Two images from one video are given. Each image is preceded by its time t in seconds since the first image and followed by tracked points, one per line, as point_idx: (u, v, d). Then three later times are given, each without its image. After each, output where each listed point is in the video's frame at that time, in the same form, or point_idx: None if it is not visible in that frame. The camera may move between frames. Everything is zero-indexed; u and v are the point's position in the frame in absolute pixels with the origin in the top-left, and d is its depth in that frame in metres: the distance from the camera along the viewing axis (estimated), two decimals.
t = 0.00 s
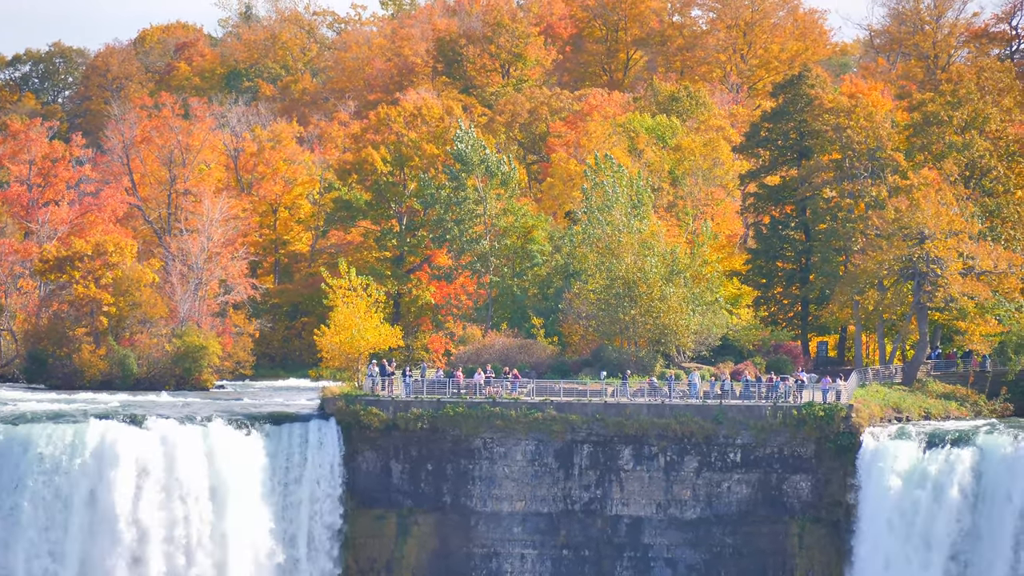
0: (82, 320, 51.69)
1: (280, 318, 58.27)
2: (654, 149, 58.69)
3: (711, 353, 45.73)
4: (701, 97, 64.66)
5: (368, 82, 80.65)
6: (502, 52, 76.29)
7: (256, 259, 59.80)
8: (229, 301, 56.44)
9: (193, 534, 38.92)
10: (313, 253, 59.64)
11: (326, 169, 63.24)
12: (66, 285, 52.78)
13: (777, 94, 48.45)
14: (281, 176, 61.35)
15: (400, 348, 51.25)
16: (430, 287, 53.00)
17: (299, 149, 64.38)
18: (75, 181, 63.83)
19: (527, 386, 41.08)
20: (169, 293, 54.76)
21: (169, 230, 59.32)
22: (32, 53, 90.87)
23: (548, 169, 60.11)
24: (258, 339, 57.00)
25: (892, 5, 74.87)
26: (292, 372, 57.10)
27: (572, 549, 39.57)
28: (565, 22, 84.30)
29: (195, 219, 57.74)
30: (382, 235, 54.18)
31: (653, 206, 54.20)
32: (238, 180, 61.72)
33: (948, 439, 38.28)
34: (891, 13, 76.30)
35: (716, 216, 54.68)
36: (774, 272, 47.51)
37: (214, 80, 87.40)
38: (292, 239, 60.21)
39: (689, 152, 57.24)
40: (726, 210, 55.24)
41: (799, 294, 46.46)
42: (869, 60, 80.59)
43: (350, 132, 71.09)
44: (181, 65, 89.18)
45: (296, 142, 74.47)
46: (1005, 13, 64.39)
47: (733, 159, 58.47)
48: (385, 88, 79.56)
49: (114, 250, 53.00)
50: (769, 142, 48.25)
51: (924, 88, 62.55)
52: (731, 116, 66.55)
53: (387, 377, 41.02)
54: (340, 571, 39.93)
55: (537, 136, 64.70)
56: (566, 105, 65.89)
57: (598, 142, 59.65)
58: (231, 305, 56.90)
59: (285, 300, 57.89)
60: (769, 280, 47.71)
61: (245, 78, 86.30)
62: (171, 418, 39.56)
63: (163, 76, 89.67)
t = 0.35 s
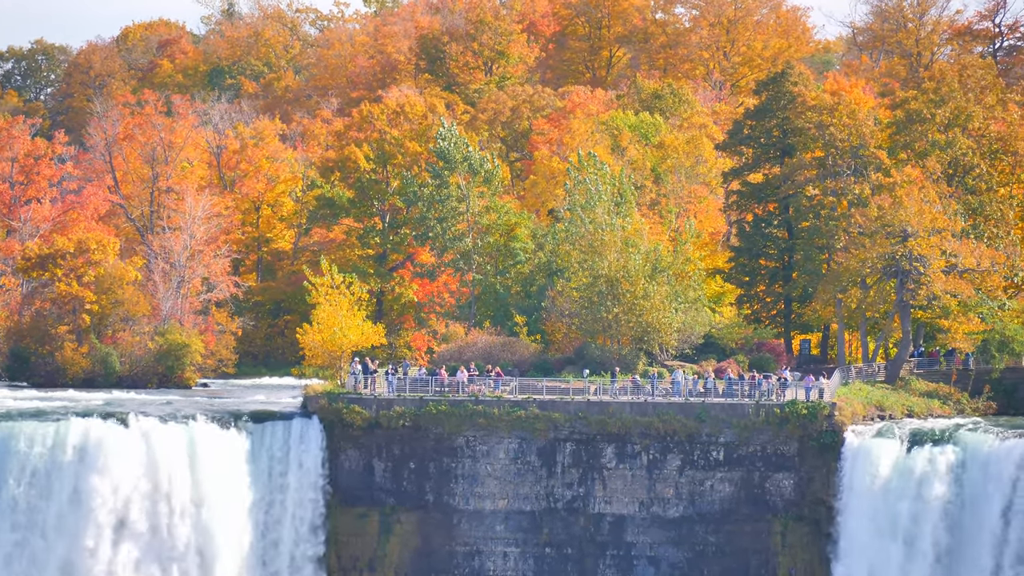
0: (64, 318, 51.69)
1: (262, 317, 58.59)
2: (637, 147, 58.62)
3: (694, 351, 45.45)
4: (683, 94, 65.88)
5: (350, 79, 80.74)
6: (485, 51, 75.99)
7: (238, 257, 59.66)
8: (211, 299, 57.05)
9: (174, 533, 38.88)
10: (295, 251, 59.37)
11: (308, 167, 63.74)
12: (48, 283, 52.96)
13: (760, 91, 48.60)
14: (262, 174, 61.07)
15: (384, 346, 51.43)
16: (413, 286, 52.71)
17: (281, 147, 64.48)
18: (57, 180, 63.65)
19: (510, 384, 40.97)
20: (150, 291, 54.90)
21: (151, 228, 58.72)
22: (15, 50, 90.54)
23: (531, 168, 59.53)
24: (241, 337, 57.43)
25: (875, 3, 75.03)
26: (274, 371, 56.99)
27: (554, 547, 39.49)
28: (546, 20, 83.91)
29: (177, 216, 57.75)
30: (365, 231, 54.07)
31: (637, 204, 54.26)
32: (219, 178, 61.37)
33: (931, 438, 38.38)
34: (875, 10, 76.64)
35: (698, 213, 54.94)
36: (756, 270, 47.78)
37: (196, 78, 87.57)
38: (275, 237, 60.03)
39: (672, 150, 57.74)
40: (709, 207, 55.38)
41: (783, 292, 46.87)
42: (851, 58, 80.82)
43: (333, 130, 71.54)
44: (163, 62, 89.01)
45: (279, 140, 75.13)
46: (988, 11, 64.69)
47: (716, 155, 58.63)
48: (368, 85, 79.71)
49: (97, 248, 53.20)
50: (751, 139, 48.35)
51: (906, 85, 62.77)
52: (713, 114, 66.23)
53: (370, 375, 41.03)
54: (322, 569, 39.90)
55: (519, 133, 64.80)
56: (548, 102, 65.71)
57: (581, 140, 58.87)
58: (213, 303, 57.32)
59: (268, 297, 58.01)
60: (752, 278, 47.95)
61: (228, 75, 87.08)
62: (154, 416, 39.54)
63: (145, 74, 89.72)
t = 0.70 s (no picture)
0: (48, 315, 52.55)
1: (246, 314, 58.92)
2: (620, 144, 58.86)
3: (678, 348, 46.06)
4: (667, 93, 66.30)
5: (334, 76, 81.98)
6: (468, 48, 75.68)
7: (222, 255, 60.10)
8: (195, 297, 57.06)
9: (157, 531, 38.77)
10: (280, 248, 59.92)
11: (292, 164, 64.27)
12: (32, 280, 53.34)
13: (743, 89, 48.75)
14: (247, 171, 61.68)
15: (368, 344, 52.06)
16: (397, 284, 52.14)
17: (265, 145, 65.05)
18: (40, 177, 63.31)
19: (493, 381, 40.99)
20: (135, 288, 55.14)
21: (135, 226, 59.10)
22: None
23: (514, 165, 60.72)
24: (225, 335, 57.59)
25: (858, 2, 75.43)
26: (257, 368, 57.53)
27: (538, 545, 39.43)
28: (531, 18, 85.24)
29: (161, 213, 57.79)
30: (349, 229, 54.77)
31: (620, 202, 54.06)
32: (203, 175, 61.79)
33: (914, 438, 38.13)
34: (857, 9, 77.09)
35: (681, 210, 55.27)
36: (741, 268, 48.09)
37: (180, 75, 88.07)
38: (259, 235, 60.65)
39: (655, 147, 58.16)
40: (692, 205, 55.75)
41: (766, 290, 47.24)
42: (834, 56, 81.22)
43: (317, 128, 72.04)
44: (147, 59, 89.09)
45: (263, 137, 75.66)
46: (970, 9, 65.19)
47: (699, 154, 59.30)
48: (351, 83, 80.28)
49: (80, 245, 53.66)
50: (735, 137, 48.58)
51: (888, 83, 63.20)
52: (696, 112, 67.54)
53: (353, 372, 40.99)
54: (306, 567, 39.90)
55: (503, 131, 64.81)
56: (532, 100, 65.98)
57: (564, 137, 59.01)
58: (197, 300, 57.60)
59: (251, 295, 58.37)
60: (736, 276, 48.30)
61: (211, 73, 87.76)
62: (138, 415, 39.58)
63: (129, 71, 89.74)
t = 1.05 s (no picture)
0: (30, 313, 52.88)
1: (229, 312, 59.47)
2: (603, 142, 59.03)
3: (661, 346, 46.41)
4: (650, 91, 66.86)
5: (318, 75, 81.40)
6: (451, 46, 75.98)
7: (206, 253, 60.50)
8: (178, 294, 57.15)
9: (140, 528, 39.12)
10: (263, 246, 60.42)
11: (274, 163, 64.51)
12: (14, 278, 53.47)
13: (727, 88, 49.06)
14: (229, 169, 61.99)
15: (351, 342, 51.73)
16: (380, 282, 52.99)
17: (248, 143, 66.08)
18: (24, 175, 63.15)
19: (476, 380, 41.00)
20: (118, 286, 55.17)
21: (118, 224, 58.64)
22: None
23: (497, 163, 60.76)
24: (207, 334, 58.27)
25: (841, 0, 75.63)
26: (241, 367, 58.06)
27: (520, 543, 39.43)
28: (514, 16, 84.52)
29: (144, 211, 57.76)
30: (332, 228, 55.09)
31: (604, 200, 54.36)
32: (186, 173, 61.86)
33: (896, 438, 38.24)
34: (840, 9, 77.28)
35: (663, 209, 55.32)
36: (724, 267, 48.22)
37: (164, 73, 88.38)
38: (242, 233, 61.12)
39: (639, 146, 58.46)
40: (675, 204, 55.90)
41: (749, 289, 47.44)
42: (817, 55, 81.38)
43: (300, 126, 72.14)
44: (131, 57, 89.12)
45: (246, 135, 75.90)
46: (952, 8, 65.49)
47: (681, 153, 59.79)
48: (335, 81, 80.28)
49: (63, 243, 53.80)
50: (718, 135, 48.88)
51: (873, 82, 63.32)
52: (680, 111, 67.47)
53: (337, 370, 41.02)
54: (290, 564, 39.96)
55: (487, 130, 64.80)
56: (516, 99, 66.09)
57: (548, 136, 59.00)
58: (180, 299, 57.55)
59: (234, 293, 58.94)
60: (719, 275, 48.50)
61: (194, 70, 87.98)
62: (121, 412, 39.92)
63: (112, 70, 89.69)
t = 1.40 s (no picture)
0: (13, 310, 53.02)
1: (211, 310, 59.76)
2: (586, 141, 59.19)
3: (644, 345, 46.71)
4: (633, 91, 67.19)
5: (301, 73, 81.93)
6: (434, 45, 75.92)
7: (189, 251, 60.88)
8: (161, 292, 57.15)
9: (123, 527, 38.93)
10: (246, 245, 61.04)
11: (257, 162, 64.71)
12: None
13: (709, 87, 49.10)
14: (213, 168, 62.28)
15: (333, 341, 51.68)
16: (363, 282, 53.27)
17: (231, 142, 65.24)
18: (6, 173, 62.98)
19: (459, 378, 40.94)
20: (101, 284, 55.11)
21: (101, 223, 58.85)
22: None
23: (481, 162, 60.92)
24: (191, 331, 58.29)
25: None
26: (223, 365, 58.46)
27: (503, 542, 39.42)
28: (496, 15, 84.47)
29: (127, 210, 57.75)
30: (316, 226, 55.17)
31: (587, 200, 54.84)
32: (169, 172, 62.05)
33: (877, 437, 38.11)
34: (823, 8, 77.57)
35: (646, 207, 55.43)
36: (706, 266, 48.45)
37: (148, 71, 88.59)
38: (225, 231, 61.59)
39: (621, 145, 58.57)
40: (658, 203, 56.03)
41: (731, 287, 47.64)
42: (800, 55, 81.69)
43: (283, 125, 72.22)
44: (114, 56, 89.13)
45: (230, 134, 76.06)
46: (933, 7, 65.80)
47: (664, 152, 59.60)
48: (319, 80, 80.30)
49: (46, 241, 54.02)
50: (701, 134, 48.97)
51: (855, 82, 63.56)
52: (664, 109, 67.78)
53: (320, 369, 41.05)
54: (273, 563, 39.94)
55: (470, 129, 65.02)
56: (500, 98, 66.23)
57: (529, 135, 59.38)
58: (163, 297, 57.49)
59: (218, 291, 59.32)
60: (701, 274, 48.64)
61: (178, 69, 88.12)
62: (102, 409, 39.60)
63: (96, 68, 89.64)
